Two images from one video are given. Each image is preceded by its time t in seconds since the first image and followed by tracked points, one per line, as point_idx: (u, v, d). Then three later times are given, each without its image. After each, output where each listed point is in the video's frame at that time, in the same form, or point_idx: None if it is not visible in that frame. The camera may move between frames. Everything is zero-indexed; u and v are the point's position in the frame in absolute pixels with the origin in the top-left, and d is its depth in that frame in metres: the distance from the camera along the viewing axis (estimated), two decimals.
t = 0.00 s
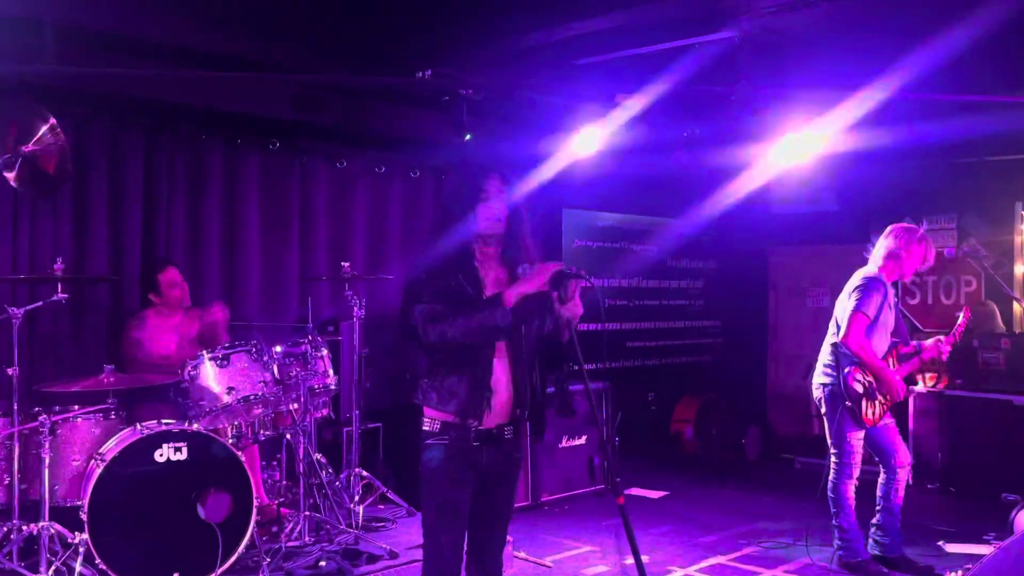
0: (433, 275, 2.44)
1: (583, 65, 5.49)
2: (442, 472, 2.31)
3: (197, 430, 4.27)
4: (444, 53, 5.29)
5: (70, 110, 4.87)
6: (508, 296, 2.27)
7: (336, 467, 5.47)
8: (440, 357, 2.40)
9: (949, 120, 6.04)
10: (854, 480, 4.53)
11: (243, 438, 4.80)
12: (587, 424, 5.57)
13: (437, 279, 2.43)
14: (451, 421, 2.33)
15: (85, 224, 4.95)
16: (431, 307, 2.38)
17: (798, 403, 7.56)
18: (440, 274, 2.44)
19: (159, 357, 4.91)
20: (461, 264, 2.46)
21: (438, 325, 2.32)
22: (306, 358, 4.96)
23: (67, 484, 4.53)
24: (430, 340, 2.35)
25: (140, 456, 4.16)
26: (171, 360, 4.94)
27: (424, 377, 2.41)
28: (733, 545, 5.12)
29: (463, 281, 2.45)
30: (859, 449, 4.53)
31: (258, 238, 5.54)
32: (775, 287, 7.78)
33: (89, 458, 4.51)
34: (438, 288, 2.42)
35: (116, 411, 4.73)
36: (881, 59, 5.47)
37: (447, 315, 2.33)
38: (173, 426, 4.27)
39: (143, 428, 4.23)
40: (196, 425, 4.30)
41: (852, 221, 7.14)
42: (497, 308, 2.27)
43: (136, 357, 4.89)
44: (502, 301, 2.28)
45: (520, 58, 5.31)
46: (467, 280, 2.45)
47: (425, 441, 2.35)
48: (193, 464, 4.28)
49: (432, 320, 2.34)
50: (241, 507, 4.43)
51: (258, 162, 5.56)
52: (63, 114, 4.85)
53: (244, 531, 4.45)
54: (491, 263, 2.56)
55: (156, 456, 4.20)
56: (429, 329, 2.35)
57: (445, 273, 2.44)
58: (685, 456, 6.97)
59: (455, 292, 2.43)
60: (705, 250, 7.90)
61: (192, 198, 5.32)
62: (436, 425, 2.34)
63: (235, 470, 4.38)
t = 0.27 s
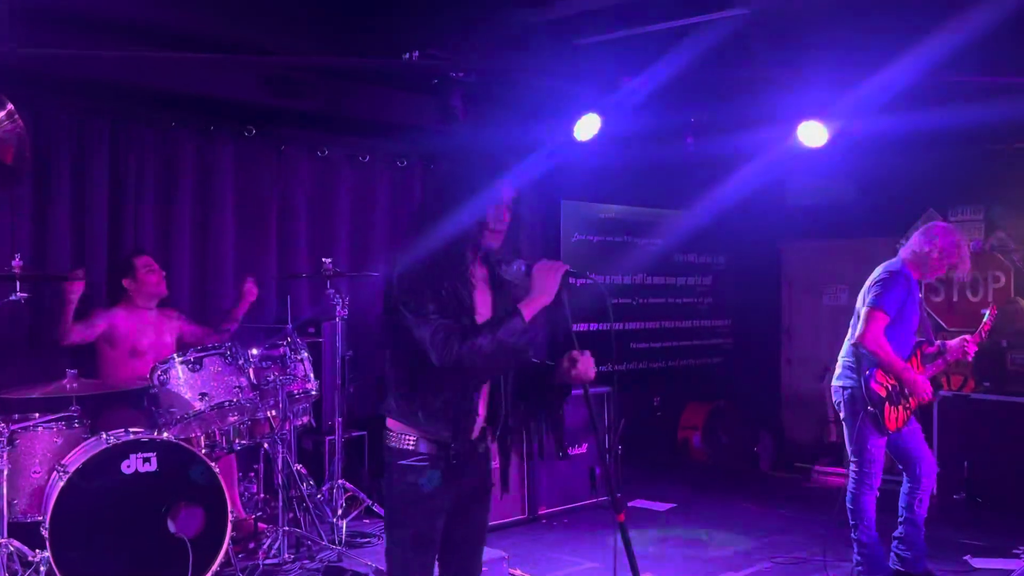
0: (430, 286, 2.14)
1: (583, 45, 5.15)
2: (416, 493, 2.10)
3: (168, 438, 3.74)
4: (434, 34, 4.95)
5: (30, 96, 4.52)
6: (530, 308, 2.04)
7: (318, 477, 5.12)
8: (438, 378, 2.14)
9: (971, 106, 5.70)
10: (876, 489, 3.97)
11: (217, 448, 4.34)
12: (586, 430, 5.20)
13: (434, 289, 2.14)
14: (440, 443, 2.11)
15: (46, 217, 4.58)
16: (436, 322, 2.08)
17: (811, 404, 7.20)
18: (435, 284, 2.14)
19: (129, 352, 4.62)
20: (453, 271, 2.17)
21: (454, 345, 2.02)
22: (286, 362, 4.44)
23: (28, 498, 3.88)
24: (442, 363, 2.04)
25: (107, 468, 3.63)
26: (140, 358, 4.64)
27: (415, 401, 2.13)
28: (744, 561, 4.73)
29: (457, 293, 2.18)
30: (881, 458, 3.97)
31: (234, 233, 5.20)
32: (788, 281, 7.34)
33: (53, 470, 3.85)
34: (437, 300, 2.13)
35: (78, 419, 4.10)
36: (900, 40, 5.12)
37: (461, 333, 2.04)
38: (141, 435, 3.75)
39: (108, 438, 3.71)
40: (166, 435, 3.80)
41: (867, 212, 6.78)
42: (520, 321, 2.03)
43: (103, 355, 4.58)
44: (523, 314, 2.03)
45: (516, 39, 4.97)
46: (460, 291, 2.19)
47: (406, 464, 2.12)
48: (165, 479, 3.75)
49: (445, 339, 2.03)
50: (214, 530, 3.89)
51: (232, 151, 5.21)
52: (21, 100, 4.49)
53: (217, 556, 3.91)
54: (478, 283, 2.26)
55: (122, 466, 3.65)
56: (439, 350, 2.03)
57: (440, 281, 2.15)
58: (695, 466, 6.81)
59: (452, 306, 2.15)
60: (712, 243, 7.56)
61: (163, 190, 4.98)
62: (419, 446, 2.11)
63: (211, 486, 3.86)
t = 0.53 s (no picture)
0: (422, 286, 1.86)
1: (580, 35, 5.01)
2: (402, 510, 1.83)
3: (149, 443, 3.58)
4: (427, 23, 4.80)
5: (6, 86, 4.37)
6: (532, 309, 1.86)
7: (308, 482, 4.96)
8: (426, 390, 1.84)
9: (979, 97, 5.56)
10: (885, 491, 3.80)
11: (204, 451, 4.21)
12: (583, 432, 5.04)
13: (427, 289, 1.85)
14: (424, 452, 1.84)
15: (25, 212, 4.43)
16: (431, 326, 1.80)
17: (816, 405, 7.04)
18: (428, 283, 1.86)
19: (110, 352, 4.44)
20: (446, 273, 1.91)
21: (455, 348, 1.76)
22: (276, 363, 4.25)
23: (9, 505, 3.63)
24: (441, 371, 1.77)
25: (91, 472, 3.46)
26: (121, 358, 4.46)
27: (397, 414, 1.83)
28: (749, 567, 4.56)
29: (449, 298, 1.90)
30: (892, 459, 3.81)
31: (220, 229, 5.05)
32: (793, 279, 7.24)
33: (34, 474, 3.61)
34: (430, 302, 1.85)
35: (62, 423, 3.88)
36: (906, 28, 4.98)
37: (461, 335, 1.79)
38: (125, 439, 3.59)
39: (92, 441, 3.55)
40: (150, 439, 3.62)
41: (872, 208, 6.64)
42: (523, 323, 1.84)
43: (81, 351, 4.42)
44: (524, 316, 1.85)
45: (510, 28, 4.83)
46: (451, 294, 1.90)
47: (386, 477, 1.83)
48: (152, 483, 3.60)
49: (445, 342, 1.77)
50: (202, 536, 3.74)
51: (219, 144, 5.06)
52: None
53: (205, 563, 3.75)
54: (469, 293, 1.98)
55: (106, 472, 3.49)
56: (437, 354, 1.77)
57: (433, 284, 1.87)
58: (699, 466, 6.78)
59: (445, 310, 1.87)
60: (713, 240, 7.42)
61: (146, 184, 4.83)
62: (400, 455, 1.83)
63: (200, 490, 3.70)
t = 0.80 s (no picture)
0: (432, 285, 1.84)
1: (575, 33, 5.01)
2: (405, 515, 1.83)
3: (145, 443, 3.57)
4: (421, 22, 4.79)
5: None
6: (545, 307, 1.85)
7: (304, 481, 4.95)
8: (439, 391, 1.82)
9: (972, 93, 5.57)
10: (882, 489, 3.80)
11: (200, 452, 4.08)
12: (580, 430, 5.03)
13: (437, 288, 1.83)
14: (430, 455, 1.84)
15: (18, 212, 4.42)
16: (444, 326, 1.79)
17: (811, 402, 7.04)
18: (439, 283, 1.84)
19: (100, 353, 4.43)
20: (453, 271, 1.88)
21: (471, 349, 1.76)
22: (271, 362, 4.25)
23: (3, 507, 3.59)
24: (456, 372, 1.76)
25: (86, 470, 3.46)
26: (109, 361, 4.45)
27: (409, 416, 1.83)
28: (746, 564, 4.55)
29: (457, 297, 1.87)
30: (889, 457, 3.81)
31: (215, 228, 5.04)
32: (787, 275, 7.20)
33: (29, 475, 3.59)
34: (443, 303, 1.83)
35: (56, 424, 3.86)
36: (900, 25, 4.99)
37: (475, 335, 1.78)
38: (121, 439, 3.57)
39: (87, 441, 3.54)
40: (145, 440, 3.60)
41: (866, 204, 6.64)
42: (538, 321, 1.82)
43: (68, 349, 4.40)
44: (538, 315, 1.84)
45: (504, 26, 4.83)
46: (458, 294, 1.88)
47: (391, 483, 1.83)
48: (148, 482, 3.59)
49: (460, 342, 1.77)
50: (199, 535, 3.72)
51: (213, 142, 5.05)
52: None
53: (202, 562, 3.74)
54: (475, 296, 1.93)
55: (101, 472, 3.48)
56: (452, 354, 1.76)
57: (442, 282, 1.85)
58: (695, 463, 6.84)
59: (456, 310, 1.85)
60: (709, 237, 7.42)
61: (140, 184, 4.82)
62: (405, 458, 1.84)
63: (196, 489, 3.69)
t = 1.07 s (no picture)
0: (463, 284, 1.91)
1: (573, 32, 5.01)
2: (444, 517, 1.90)
3: (143, 442, 3.56)
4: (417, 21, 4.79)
5: None
6: (570, 306, 1.91)
7: (304, 481, 4.95)
8: (468, 390, 1.91)
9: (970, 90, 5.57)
10: (883, 487, 3.81)
11: (198, 451, 4.16)
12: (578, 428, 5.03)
13: (467, 286, 1.91)
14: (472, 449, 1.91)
15: (15, 213, 4.41)
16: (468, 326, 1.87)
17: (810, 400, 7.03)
18: (469, 282, 1.91)
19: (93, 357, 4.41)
20: (480, 268, 1.93)
21: (495, 346, 1.84)
22: (269, 362, 4.22)
23: (2, 507, 3.59)
24: (482, 369, 1.85)
25: (84, 471, 3.45)
26: (101, 365, 4.42)
27: (443, 416, 1.91)
28: (746, 562, 4.55)
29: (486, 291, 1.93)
30: (892, 454, 3.82)
31: (212, 227, 5.03)
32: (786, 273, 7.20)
33: (27, 475, 3.59)
34: (471, 301, 1.90)
35: (55, 424, 3.85)
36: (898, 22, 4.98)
37: (500, 332, 1.86)
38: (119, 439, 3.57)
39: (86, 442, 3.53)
40: (144, 439, 3.60)
41: (865, 201, 6.63)
42: (564, 317, 1.90)
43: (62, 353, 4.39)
44: (566, 312, 1.91)
45: (501, 25, 4.82)
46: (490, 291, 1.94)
47: (433, 484, 1.90)
48: (146, 482, 3.57)
49: (484, 340, 1.85)
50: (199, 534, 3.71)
51: (210, 141, 5.05)
52: None
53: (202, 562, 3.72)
54: (505, 287, 1.99)
55: (99, 472, 3.48)
56: (478, 353, 1.84)
57: (468, 280, 1.92)
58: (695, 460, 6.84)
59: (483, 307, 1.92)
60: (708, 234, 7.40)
61: (138, 184, 4.82)
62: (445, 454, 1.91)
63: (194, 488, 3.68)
